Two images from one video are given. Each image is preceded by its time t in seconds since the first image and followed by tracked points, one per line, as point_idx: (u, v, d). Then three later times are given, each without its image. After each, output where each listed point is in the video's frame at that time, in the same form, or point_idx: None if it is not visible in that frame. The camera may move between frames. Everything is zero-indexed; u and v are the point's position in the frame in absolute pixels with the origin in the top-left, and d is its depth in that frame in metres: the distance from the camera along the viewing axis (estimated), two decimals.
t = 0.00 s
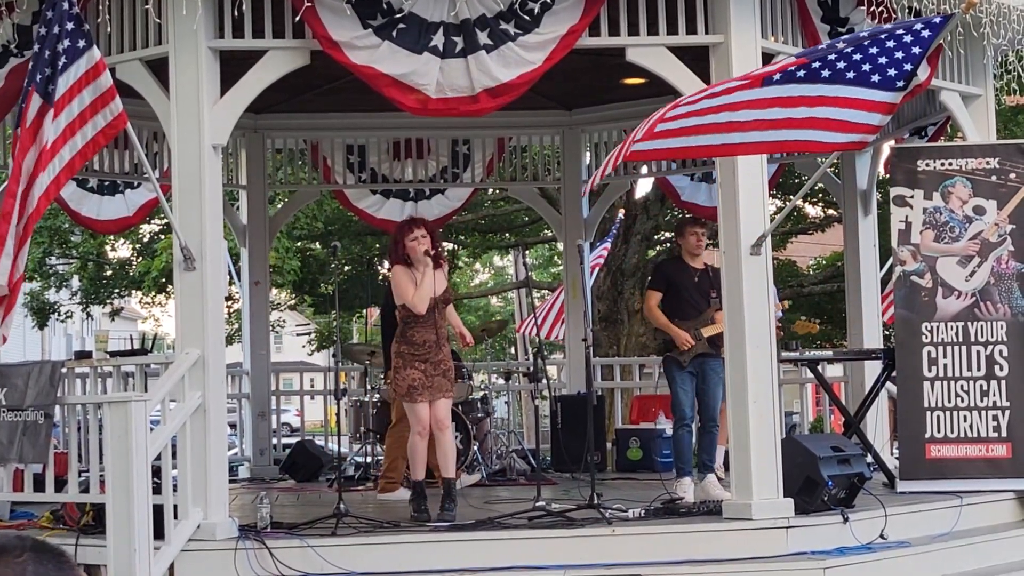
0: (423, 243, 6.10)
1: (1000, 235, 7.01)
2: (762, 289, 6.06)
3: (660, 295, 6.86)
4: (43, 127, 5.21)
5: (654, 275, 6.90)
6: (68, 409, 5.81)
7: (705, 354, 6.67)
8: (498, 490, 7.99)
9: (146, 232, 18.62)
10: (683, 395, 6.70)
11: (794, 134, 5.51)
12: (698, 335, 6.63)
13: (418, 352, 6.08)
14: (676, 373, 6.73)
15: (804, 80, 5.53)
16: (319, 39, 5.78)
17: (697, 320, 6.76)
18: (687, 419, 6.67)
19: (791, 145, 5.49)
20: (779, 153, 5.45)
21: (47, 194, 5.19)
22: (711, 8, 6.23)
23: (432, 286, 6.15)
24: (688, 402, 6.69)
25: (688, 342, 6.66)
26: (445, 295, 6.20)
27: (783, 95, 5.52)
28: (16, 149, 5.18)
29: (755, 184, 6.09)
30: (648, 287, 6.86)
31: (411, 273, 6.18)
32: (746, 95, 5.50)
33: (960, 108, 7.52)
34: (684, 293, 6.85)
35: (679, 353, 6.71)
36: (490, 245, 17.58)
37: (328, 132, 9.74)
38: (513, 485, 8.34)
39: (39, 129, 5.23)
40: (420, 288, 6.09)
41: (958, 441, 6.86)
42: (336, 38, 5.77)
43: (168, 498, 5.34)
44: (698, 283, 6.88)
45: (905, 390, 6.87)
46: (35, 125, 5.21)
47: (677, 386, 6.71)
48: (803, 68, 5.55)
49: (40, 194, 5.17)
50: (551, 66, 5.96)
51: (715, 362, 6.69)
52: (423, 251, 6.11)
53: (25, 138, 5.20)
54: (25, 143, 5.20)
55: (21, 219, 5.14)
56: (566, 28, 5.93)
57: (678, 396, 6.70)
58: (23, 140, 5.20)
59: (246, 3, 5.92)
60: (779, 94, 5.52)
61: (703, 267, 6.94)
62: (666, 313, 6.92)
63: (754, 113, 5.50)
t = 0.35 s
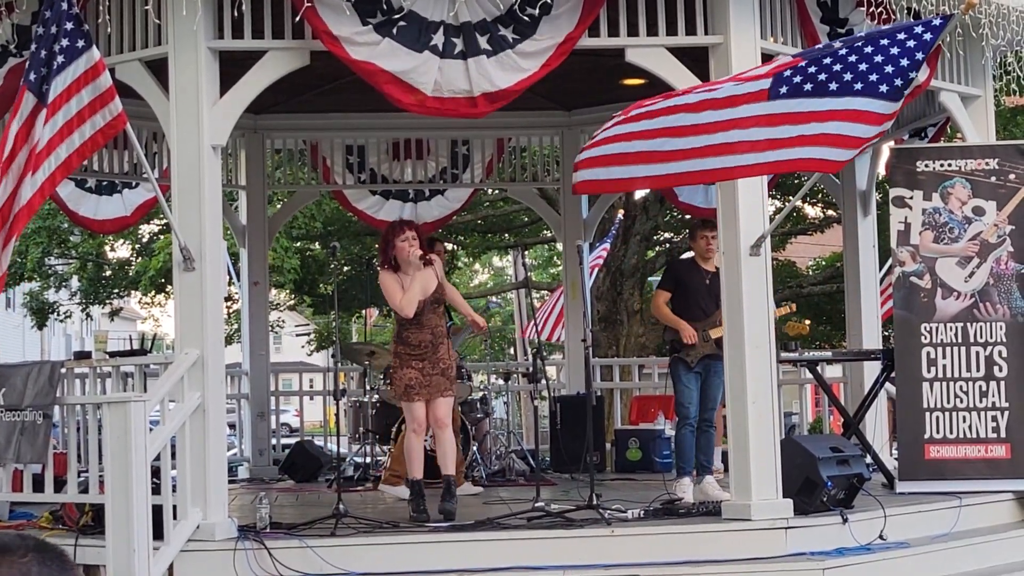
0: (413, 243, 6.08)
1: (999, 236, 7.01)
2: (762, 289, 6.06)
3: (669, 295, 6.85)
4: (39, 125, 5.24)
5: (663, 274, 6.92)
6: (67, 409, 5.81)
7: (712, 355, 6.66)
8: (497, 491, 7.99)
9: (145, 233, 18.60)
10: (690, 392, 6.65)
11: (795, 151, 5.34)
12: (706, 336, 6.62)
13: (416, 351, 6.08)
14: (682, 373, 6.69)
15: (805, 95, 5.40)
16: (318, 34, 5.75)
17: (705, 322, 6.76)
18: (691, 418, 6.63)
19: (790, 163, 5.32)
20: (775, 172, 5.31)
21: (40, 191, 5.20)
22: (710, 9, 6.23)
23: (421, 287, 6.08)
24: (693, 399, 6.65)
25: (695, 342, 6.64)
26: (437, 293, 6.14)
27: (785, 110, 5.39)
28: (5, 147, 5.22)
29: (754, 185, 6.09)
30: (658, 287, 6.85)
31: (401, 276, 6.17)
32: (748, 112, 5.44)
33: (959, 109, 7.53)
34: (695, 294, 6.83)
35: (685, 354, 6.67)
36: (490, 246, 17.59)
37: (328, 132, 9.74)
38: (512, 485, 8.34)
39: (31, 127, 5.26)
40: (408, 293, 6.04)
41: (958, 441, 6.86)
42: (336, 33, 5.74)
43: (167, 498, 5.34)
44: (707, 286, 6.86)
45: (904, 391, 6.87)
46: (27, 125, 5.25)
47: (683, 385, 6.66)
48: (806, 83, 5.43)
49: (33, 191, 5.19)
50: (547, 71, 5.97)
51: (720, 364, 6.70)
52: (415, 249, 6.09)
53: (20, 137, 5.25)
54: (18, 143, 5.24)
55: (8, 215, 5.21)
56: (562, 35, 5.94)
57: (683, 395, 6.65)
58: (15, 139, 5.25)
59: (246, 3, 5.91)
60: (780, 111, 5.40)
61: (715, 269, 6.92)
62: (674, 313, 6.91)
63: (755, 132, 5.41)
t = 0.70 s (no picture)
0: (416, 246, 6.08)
1: (998, 236, 7.00)
2: (761, 289, 6.06)
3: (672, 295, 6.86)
4: (34, 124, 5.27)
5: (668, 273, 6.92)
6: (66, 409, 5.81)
7: (713, 355, 6.68)
8: (496, 491, 7.99)
9: (144, 232, 18.59)
10: (692, 390, 6.64)
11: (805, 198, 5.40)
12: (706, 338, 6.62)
13: (416, 351, 6.09)
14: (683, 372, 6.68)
15: (837, 137, 5.40)
16: (318, 42, 5.77)
17: (706, 322, 6.76)
18: (693, 416, 6.60)
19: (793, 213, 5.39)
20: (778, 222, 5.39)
21: (34, 187, 5.20)
22: (709, 9, 6.22)
23: (414, 288, 6.09)
24: (695, 397, 6.64)
25: (696, 342, 6.64)
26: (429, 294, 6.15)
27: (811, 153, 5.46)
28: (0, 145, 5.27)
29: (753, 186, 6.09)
30: (662, 286, 6.86)
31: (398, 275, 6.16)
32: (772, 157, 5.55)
33: (958, 109, 7.53)
34: (697, 294, 6.84)
35: (686, 354, 6.67)
36: (489, 246, 17.59)
37: (327, 132, 9.75)
38: (511, 485, 8.34)
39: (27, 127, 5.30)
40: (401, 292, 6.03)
41: (957, 442, 6.86)
42: (336, 42, 5.76)
43: (165, 498, 5.33)
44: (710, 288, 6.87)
45: (903, 391, 6.87)
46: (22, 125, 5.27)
47: (685, 384, 6.66)
48: (838, 119, 5.40)
49: (26, 188, 5.21)
50: (544, 71, 5.97)
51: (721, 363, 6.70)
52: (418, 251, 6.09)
53: (15, 137, 5.30)
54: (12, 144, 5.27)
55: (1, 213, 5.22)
56: (562, 34, 5.93)
57: (684, 393, 6.65)
58: (12, 137, 5.30)
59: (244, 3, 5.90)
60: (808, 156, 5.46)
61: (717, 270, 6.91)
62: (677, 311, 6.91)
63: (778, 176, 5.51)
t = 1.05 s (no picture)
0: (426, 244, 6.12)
1: (997, 237, 7.02)
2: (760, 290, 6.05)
3: (670, 298, 6.89)
4: (33, 123, 5.26)
5: (666, 275, 6.95)
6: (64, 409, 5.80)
7: (712, 354, 6.66)
8: (495, 491, 7.99)
9: (143, 232, 18.58)
10: (691, 390, 6.63)
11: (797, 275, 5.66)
12: (705, 337, 6.63)
13: (416, 353, 6.09)
14: (682, 373, 6.68)
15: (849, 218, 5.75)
16: (316, 44, 5.77)
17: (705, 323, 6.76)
18: (692, 416, 6.59)
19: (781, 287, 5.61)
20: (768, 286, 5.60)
21: (31, 185, 5.20)
22: (708, 9, 6.22)
23: (413, 287, 6.10)
24: (694, 398, 6.63)
25: (696, 341, 6.64)
26: (429, 296, 6.17)
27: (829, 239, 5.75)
28: None
29: (752, 186, 6.09)
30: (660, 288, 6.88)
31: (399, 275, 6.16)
32: (807, 220, 5.72)
33: (957, 109, 7.55)
34: (694, 296, 6.85)
35: (686, 355, 6.67)
36: (487, 246, 17.60)
37: (326, 132, 9.76)
38: (510, 486, 8.32)
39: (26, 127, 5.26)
40: (399, 288, 6.04)
41: (955, 442, 6.86)
42: (335, 45, 5.76)
43: (164, 497, 5.33)
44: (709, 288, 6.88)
45: (901, 392, 6.88)
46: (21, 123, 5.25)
47: (684, 385, 6.65)
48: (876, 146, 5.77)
49: (23, 186, 5.19)
50: (543, 72, 5.97)
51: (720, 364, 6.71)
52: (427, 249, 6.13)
53: (13, 135, 5.26)
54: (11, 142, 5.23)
55: None
56: (561, 35, 5.94)
57: (684, 394, 6.64)
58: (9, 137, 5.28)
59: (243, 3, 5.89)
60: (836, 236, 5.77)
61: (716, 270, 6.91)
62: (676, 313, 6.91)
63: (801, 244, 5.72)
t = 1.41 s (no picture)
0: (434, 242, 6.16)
1: (995, 235, 7.02)
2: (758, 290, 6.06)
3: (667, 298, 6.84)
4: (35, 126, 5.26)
5: (662, 276, 6.89)
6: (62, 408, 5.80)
7: (712, 354, 6.67)
8: (494, 490, 7.98)
9: (141, 231, 18.56)
10: (691, 388, 6.63)
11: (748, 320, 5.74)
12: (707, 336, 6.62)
13: (419, 350, 6.08)
14: (682, 372, 6.66)
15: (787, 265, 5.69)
16: (315, 42, 5.76)
17: (704, 323, 6.76)
18: (692, 415, 6.59)
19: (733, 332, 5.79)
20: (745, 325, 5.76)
21: (34, 190, 5.22)
22: (707, 8, 6.22)
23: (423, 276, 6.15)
24: (694, 397, 6.63)
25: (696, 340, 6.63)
26: (442, 289, 6.23)
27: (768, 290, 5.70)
28: None
29: (750, 185, 6.09)
30: (657, 289, 6.84)
31: (409, 269, 6.22)
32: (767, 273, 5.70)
33: (955, 108, 7.56)
34: (693, 296, 6.85)
35: (688, 354, 6.64)
36: (486, 244, 17.59)
37: (324, 131, 9.75)
38: (509, 485, 8.32)
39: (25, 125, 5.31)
40: (408, 276, 6.08)
41: (954, 441, 6.87)
42: (334, 44, 5.75)
43: (163, 497, 5.33)
44: (707, 287, 6.88)
45: (899, 391, 6.88)
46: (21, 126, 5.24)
47: (684, 383, 6.64)
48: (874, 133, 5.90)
49: (25, 190, 5.21)
50: (542, 71, 5.97)
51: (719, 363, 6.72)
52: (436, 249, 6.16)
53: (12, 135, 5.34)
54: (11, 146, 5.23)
55: None
56: (560, 35, 5.95)
57: (684, 394, 6.63)
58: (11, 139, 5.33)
59: (242, 2, 5.89)
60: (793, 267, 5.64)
61: (714, 269, 6.92)
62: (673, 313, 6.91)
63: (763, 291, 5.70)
